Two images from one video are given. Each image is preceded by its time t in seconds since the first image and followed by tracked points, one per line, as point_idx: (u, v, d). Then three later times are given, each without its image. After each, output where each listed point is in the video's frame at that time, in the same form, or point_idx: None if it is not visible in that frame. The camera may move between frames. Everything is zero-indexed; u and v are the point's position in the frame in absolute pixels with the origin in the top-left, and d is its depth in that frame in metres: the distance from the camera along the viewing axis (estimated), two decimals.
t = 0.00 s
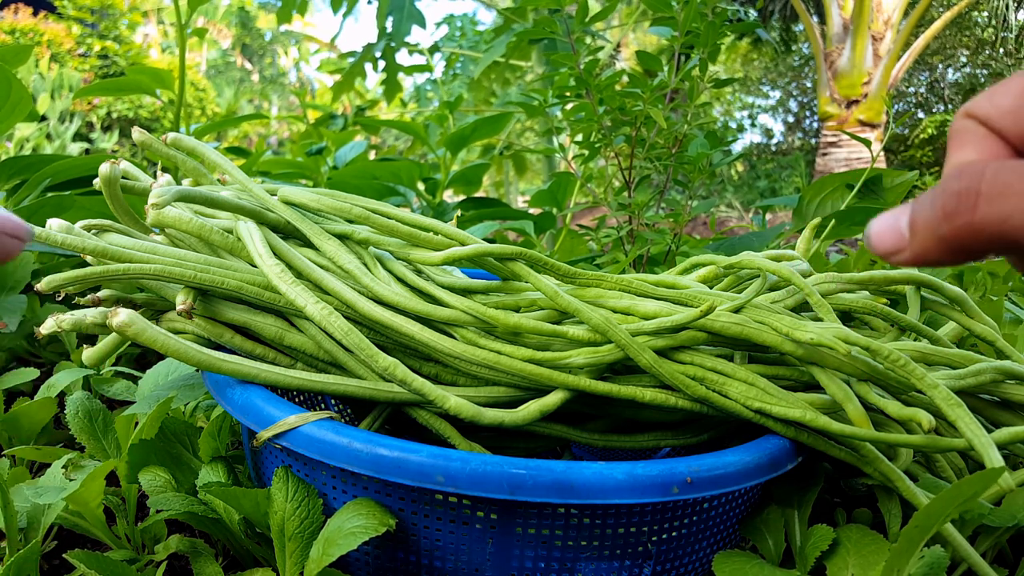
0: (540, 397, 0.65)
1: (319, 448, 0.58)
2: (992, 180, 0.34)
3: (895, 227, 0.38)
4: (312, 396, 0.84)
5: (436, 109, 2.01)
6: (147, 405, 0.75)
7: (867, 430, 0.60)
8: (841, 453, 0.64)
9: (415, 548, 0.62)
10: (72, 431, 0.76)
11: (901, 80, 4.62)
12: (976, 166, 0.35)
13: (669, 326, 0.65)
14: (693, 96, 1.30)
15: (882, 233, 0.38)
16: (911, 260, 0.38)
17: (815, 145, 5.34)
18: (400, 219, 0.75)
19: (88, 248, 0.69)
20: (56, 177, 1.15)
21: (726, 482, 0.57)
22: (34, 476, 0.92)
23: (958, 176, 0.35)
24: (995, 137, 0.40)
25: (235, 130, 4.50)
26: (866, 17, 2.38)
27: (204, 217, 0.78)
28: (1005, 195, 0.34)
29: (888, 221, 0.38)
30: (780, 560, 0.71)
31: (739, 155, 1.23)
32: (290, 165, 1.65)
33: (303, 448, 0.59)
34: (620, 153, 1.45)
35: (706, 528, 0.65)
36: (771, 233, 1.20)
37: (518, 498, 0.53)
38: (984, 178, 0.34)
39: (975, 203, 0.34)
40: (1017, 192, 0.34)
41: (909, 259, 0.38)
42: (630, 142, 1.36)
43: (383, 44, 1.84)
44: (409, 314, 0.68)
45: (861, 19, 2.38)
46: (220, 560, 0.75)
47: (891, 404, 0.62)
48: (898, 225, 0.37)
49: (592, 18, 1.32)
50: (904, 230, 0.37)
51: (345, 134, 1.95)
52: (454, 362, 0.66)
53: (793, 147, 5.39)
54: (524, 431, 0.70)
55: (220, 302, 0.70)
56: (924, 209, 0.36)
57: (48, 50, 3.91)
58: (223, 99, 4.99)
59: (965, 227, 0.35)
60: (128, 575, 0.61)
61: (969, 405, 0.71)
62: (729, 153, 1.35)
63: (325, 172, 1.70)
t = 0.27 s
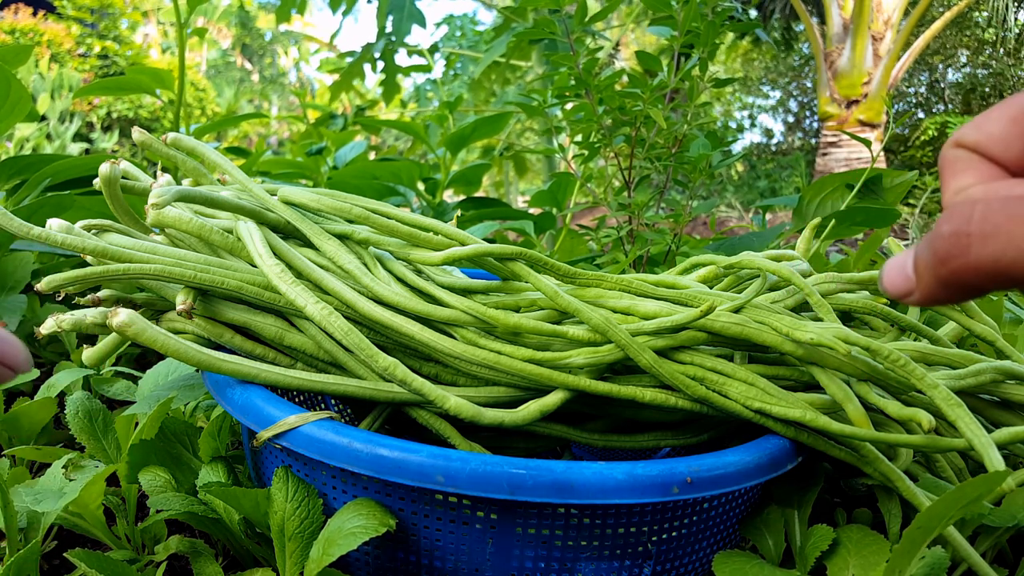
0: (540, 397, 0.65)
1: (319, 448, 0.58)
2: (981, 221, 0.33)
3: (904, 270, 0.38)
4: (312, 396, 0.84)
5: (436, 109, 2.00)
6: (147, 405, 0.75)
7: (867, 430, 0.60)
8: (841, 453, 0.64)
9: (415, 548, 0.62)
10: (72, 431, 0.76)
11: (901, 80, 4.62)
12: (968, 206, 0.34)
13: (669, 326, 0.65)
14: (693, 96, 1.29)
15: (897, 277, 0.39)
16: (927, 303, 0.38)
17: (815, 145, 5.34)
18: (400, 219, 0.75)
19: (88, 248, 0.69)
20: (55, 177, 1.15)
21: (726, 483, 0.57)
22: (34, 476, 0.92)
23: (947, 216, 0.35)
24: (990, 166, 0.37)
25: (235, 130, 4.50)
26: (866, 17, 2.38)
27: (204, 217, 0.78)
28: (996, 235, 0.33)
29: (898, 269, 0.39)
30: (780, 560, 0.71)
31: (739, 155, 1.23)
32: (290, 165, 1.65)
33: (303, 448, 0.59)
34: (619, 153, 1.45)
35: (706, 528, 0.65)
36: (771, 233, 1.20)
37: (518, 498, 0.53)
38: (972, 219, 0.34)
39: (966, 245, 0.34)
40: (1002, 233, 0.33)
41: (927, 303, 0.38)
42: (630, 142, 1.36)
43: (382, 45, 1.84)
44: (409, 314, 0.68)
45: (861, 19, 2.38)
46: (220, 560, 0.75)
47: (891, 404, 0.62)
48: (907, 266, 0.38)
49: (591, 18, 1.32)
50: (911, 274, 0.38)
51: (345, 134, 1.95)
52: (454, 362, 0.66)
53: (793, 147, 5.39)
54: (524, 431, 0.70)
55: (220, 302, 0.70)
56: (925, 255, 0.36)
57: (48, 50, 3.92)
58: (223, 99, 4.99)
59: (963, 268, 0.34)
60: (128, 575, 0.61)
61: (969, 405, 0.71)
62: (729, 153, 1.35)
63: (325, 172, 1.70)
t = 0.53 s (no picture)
0: (540, 397, 0.65)
1: (319, 447, 0.58)
2: (979, 227, 0.34)
3: (908, 277, 0.39)
4: (312, 396, 0.84)
5: (436, 109, 2.00)
6: (147, 405, 0.75)
7: (867, 430, 0.60)
8: (841, 453, 0.64)
9: (415, 548, 0.62)
10: (72, 431, 0.76)
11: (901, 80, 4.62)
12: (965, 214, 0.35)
13: (669, 326, 0.65)
14: (693, 97, 1.29)
15: (901, 284, 0.39)
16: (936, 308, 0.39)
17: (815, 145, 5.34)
18: (400, 219, 0.75)
19: (88, 248, 0.69)
20: (56, 177, 1.15)
21: (726, 482, 0.57)
22: (34, 476, 0.92)
23: (946, 224, 0.36)
24: (989, 163, 0.37)
25: (235, 130, 4.50)
26: (866, 17, 2.38)
27: (204, 217, 0.78)
28: (994, 241, 0.34)
29: (902, 277, 0.39)
30: (780, 560, 0.71)
31: (740, 155, 1.23)
32: (290, 165, 1.65)
33: (303, 448, 0.59)
34: (620, 153, 1.45)
35: (706, 528, 0.65)
36: (771, 233, 1.20)
37: (517, 498, 0.53)
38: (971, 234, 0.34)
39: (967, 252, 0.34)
40: (1000, 240, 0.33)
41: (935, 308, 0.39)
42: (631, 142, 1.36)
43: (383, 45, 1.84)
44: (409, 314, 0.68)
45: (861, 19, 2.38)
46: (220, 560, 0.75)
47: (890, 404, 0.62)
48: (911, 274, 0.38)
49: (592, 18, 1.32)
50: (914, 284, 0.38)
51: (345, 135, 1.95)
52: (454, 362, 0.66)
53: (793, 147, 5.39)
54: (524, 431, 0.70)
55: (220, 302, 0.70)
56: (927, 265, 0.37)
57: (48, 50, 3.92)
58: (223, 100, 4.99)
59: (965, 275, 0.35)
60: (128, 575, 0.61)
61: (970, 405, 0.71)
62: (729, 153, 1.35)
63: (325, 172, 1.70)
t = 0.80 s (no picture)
0: (540, 397, 0.65)
1: (319, 447, 0.58)
2: (985, 204, 0.35)
3: (897, 247, 0.39)
4: (312, 396, 0.84)
5: (436, 108, 2.00)
6: (147, 405, 0.75)
7: (867, 430, 0.60)
8: (841, 453, 0.64)
9: (415, 548, 0.62)
10: (72, 431, 0.76)
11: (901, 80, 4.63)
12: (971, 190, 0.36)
13: (669, 326, 0.65)
14: (693, 97, 1.29)
15: (885, 255, 0.39)
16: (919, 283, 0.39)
17: (815, 145, 5.34)
18: (400, 219, 0.75)
19: (88, 248, 0.69)
20: (56, 177, 1.15)
21: (726, 482, 0.57)
22: (34, 476, 0.92)
23: (946, 199, 0.36)
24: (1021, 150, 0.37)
25: (235, 130, 4.50)
26: (866, 17, 2.38)
27: (204, 217, 0.78)
28: (1000, 218, 0.35)
29: (889, 248, 0.39)
30: (781, 560, 0.71)
31: (740, 155, 1.23)
32: (290, 165, 1.65)
33: (303, 448, 0.59)
34: (620, 153, 1.45)
35: (706, 528, 0.65)
36: (771, 233, 1.20)
37: (517, 498, 0.53)
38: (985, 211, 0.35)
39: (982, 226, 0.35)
40: (1007, 217, 0.34)
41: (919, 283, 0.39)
42: (631, 142, 1.36)
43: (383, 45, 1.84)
44: (409, 314, 0.68)
45: (861, 19, 2.38)
46: (220, 560, 0.75)
47: (891, 404, 0.62)
48: (899, 245, 0.39)
49: (593, 18, 1.32)
50: (906, 255, 0.38)
51: (344, 135, 1.95)
52: (454, 362, 0.66)
53: (793, 147, 5.39)
54: (524, 431, 0.70)
55: (220, 302, 0.70)
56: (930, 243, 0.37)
57: (48, 50, 3.92)
58: (223, 100, 4.99)
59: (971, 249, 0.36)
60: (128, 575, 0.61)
61: (969, 405, 0.71)
62: (729, 154, 1.35)
63: (325, 172, 1.70)
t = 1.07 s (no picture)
0: (540, 397, 0.65)
1: (319, 448, 0.58)
2: (996, 173, 0.36)
3: (887, 204, 0.39)
4: (312, 396, 0.84)
5: (436, 109, 2.00)
6: (147, 405, 0.75)
7: (867, 430, 0.60)
8: (841, 453, 0.64)
9: (415, 548, 0.62)
10: (72, 431, 0.76)
11: (901, 80, 4.63)
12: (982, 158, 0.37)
13: (669, 326, 0.65)
14: (694, 97, 1.29)
15: (870, 206, 0.39)
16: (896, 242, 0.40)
17: (815, 145, 5.34)
18: (400, 219, 0.75)
19: (88, 248, 0.69)
20: (56, 177, 1.15)
21: (726, 482, 0.57)
22: (34, 476, 0.92)
23: (963, 162, 0.37)
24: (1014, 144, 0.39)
25: (235, 130, 4.50)
26: (866, 17, 2.37)
27: (204, 217, 0.78)
28: (1006, 189, 0.36)
29: (877, 200, 0.39)
30: (781, 560, 0.71)
31: (740, 155, 1.23)
32: (290, 165, 1.65)
33: (303, 448, 0.59)
34: (620, 153, 1.45)
35: (706, 528, 0.65)
36: (771, 233, 1.20)
37: (518, 498, 0.53)
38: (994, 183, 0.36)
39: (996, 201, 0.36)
40: (1014, 188, 0.36)
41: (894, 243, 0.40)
42: (631, 142, 1.36)
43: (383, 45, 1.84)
44: (409, 314, 0.68)
45: (861, 19, 2.38)
46: (220, 560, 0.75)
47: (891, 404, 0.62)
48: (889, 201, 0.39)
49: (593, 18, 1.32)
50: (894, 211, 0.39)
51: (345, 135, 1.95)
52: (454, 362, 0.66)
53: (793, 147, 5.39)
54: (524, 431, 0.70)
55: (220, 302, 0.70)
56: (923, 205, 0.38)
57: (48, 50, 3.92)
58: (223, 100, 4.99)
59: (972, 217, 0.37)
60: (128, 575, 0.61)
61: (970, 405, 0.71)
62: (729, 154, 1.35)
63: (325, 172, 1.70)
